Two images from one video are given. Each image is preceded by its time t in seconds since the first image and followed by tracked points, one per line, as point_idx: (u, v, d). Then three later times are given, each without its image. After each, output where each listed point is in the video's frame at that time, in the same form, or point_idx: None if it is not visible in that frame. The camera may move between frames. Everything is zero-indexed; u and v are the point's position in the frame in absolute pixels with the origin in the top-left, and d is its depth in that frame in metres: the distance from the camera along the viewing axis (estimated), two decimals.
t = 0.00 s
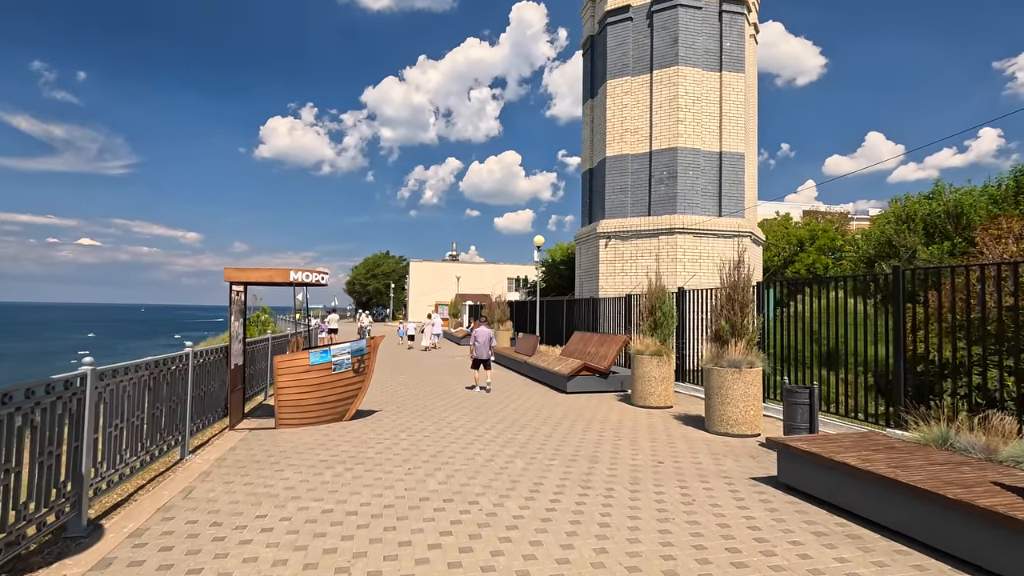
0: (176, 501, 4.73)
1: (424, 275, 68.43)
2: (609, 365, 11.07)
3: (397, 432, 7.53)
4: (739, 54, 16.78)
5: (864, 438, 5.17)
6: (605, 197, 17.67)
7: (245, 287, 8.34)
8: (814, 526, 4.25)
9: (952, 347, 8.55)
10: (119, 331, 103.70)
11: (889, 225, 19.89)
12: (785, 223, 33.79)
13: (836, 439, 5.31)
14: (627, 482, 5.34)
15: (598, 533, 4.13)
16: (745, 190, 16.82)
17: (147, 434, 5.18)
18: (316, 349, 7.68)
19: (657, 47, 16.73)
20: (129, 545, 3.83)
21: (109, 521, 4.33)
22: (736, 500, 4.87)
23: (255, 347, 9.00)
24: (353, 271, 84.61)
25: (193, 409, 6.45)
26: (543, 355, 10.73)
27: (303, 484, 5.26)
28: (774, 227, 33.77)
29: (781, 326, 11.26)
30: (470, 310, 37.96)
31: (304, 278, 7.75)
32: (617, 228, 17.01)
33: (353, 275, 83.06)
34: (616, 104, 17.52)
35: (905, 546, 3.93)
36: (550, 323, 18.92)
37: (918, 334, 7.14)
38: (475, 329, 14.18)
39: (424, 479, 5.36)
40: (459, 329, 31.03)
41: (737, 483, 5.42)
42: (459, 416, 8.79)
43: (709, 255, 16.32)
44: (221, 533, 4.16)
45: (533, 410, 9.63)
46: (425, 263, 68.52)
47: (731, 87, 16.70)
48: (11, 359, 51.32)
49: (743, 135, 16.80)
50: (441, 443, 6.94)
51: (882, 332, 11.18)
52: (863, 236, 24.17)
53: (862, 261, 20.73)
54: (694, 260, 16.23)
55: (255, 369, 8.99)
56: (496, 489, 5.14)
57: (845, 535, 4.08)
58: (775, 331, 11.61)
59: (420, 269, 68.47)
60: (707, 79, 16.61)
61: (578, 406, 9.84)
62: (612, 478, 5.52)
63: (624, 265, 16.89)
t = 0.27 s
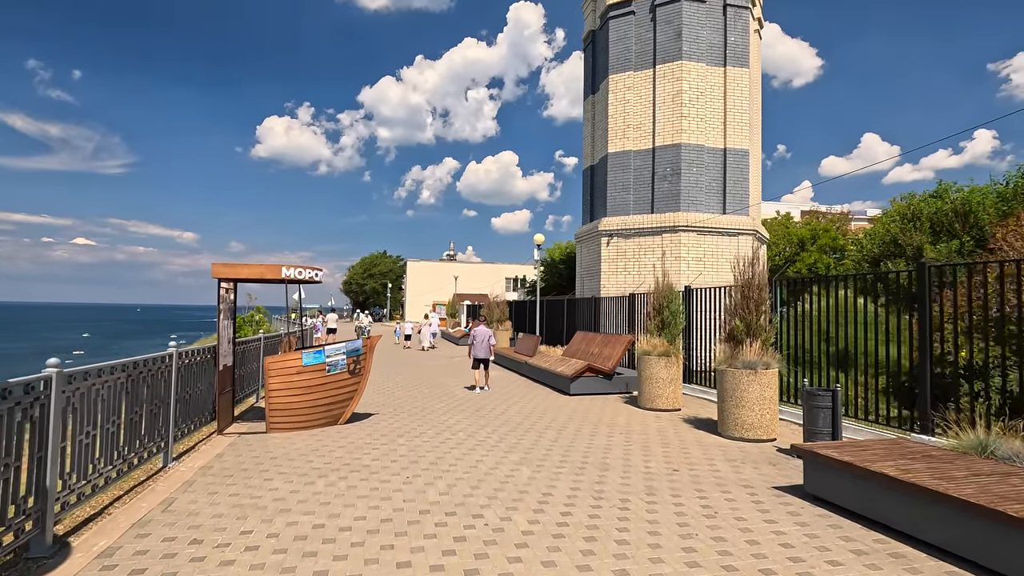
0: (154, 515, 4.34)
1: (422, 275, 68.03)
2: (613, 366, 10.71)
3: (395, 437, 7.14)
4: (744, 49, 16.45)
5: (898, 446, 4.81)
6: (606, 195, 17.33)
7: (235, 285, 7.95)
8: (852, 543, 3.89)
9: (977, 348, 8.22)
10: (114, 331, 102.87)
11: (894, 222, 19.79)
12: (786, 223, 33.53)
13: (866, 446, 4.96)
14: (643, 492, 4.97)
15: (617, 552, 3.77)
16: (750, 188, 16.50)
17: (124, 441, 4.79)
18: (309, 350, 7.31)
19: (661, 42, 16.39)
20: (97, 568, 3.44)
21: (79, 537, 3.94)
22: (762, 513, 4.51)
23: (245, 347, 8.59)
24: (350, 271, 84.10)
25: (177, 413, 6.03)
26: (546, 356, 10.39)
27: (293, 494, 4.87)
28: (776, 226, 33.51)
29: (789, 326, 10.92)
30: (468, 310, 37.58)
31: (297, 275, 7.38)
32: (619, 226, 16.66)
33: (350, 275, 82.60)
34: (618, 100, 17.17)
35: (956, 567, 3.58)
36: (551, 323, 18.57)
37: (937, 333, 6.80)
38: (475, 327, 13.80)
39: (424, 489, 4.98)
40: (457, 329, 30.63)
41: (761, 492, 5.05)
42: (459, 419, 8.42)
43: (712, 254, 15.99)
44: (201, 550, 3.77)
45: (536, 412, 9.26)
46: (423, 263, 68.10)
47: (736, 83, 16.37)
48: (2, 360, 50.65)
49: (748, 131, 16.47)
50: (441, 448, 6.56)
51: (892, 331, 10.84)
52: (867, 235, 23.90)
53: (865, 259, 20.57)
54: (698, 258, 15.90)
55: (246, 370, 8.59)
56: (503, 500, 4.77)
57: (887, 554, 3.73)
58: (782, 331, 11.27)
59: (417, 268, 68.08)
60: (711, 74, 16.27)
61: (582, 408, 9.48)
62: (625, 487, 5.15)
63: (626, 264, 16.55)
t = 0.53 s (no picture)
0: (134, 543, 3.93)
1: (423, 277, 67.67)
2: (624, 372, 10.30)
3: (399, 449, 6.73)
4: (754, 46, 16.06)
5: (951, 465, 4.39)
6: (613, 195, 16.93)
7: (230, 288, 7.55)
8: None
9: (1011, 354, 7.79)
10: (114, 333, 102.57)
11: (906, 224, 19.13)
12: (793, 224, 33.13)
13: (914, 463, 4.54)
14: (670, 514, 4.55)
15: None
16: (761, 188, 16.11)
17: (103, 459, 4.37)
18: (308, 357, 6.91)
19: (669, 39, 16.00)
20: None
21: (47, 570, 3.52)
22: (805, 540, 4.09)
23: (241, 353, 8.18)
24: (351, 273, 83.74)
25: (165, 425, 5.61)
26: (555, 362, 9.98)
27: (289, 517, 4.46)
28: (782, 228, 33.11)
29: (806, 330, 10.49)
30: (470, 312, 37.15)
31: (295, 277, 6.99)
32: (627, 227, 16.25)
33: (351, 277, 82.23)
34: (625, 98, 16.78)
35: None
36: (556, 326, 18.16)
37: (973, 330, 6.37)
38: (482, 329, 13.43)
39: (431, 511, 4.56)
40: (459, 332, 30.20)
41: (798, 514, 4.64)
42: (466, 429, 8.00)
43: (723, 256, 15.57)
44: None
45: (545, 420, 8.84)
46: (424, 265, 67.71)
47: (746, 80, 15.98)
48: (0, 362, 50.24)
49: (758, 129, 16.09)
50: (448, 463, 6.14)
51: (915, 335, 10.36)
52: (876, 236, 23.53)
53: (877, 264, 19.82)
54: (709, 260, 15.49)
55: (241, 377, 8.19)
56: (518, 523, 4.36)
57: None
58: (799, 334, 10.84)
59: (419, 270, 67.72)
60: (721, 71, 15.88)
61: (593, 416, 9.06)
62: (650, 507, 4.74)
63: (634, 266, 16.15)
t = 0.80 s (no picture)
0: (114, 567, 3.60)
1: (428, 282, 67.44)
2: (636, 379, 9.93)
3: (402, 460, 6.38)
4: (765, 46, 15.74)
5: (1004, 482, 4.02)
6: (622, 198, 16.62)
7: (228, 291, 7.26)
8: None
9: None
10: (119, 339, 102.63)
11: (921, 227, 18.69)
12: (802, 228, 32.70)
13: (962, 479, 4.17)
14: (697, 536, 4.18)
15: None
16: (773, 190, 15.75)
17: (82, 474, 4.05)
18: (307, 363, 6.60)
19: (678, 39, 15.71)
20: None
21: None
22: (847, 565, 3.72)
23: (238, 359, 7.86)
24: (356, 278, 83.63)
25: (155, 436, 5.28)
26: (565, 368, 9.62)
27: (283, 536, 4.12)
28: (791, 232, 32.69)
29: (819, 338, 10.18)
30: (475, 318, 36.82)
31: (293, 279, 6.70)
32: (635, 230, 15.91)
33: (355, 282, 82.12)
34: (633, 99, 16.49)
35: None
36: (563, 332, 17.80)
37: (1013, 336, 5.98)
38: (487, 335, 13.07)
39: (437, 531, 4.22)
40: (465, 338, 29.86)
41: (835, 534, 4.26)
42: (472, 439, 7.64)
43: (734, 259, 15.20)
44: None
45: (555, 429, 8.48)
46: (429, 270, 67.50)
47: (757, 81, 15.66)
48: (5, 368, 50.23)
49: (770, 131, 15.75)
50: (455, 476, 5.79)
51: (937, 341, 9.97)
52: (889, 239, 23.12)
53: (891, 268, 19.39)
54: (720, 263, 15.12)
55: (239, 384, 7.88)
56: (531, 545, 4.00)
57: None
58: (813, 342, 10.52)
59: (423, 276, 67.52)
60: (731, 71, 15.57)
61: (605, 425, 8.68)
62: (674, 526, 4.38)
63: (644, 270, 15.80)
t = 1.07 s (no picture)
0: None
1: (431, 296, 67.15)
2: (646, 395, 9.50)
3: (400, 483, 5.96)
4: (773, 56, 15.54)
5: None
6: (628, 210, 16.32)
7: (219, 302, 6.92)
8: None
9: None
10: (122, 353, 102.28)
11: (934, 239, 18.35)
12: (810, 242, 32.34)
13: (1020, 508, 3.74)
14: (727, 572, 3.75)
15: None
16: (783, 201, 15.42)
17: (45, 500, 3.66)
18: (301, 378, 6.23)
19: (685, 49, 15.53)
20: None
21: None
22: None
23: (230, 373, 7.50)
24: (358, 293, 83.44)
25: (133, 457, 4.89)
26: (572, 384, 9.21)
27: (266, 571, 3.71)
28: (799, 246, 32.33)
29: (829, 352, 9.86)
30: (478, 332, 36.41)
31: (287, 289, 6.37)
32: (642, 242, 15.58)
33: (358, 297, 81.90)
34: (639, 109, 16.27)
35: None
36: (569, 346, 17.38)
37: None
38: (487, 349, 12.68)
39: (436, 566, 3.80)
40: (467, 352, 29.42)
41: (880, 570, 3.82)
42: (476, 459, 7.22)
43: (744, 271, 14.83)
44: None
45: (563, 448, 8.04)
46: (432, 284, 67.26)
47: (765, 91, 15.43)
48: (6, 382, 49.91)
49: (779, 141, 15.48)
50: (457, 500, 5.38)
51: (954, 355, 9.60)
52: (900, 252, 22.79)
53: (903, 281, 19.01)
54: (730, 276, 14.74)
55: (230, 400, 7.50)
56: None
57: None
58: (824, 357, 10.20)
59: (427, 290, 67.28)
60: (739, 81, 15.35)
61: (615, 444, 8.24)
62: (699, 559, 3.95)
63: (651, 282, 15.43)
